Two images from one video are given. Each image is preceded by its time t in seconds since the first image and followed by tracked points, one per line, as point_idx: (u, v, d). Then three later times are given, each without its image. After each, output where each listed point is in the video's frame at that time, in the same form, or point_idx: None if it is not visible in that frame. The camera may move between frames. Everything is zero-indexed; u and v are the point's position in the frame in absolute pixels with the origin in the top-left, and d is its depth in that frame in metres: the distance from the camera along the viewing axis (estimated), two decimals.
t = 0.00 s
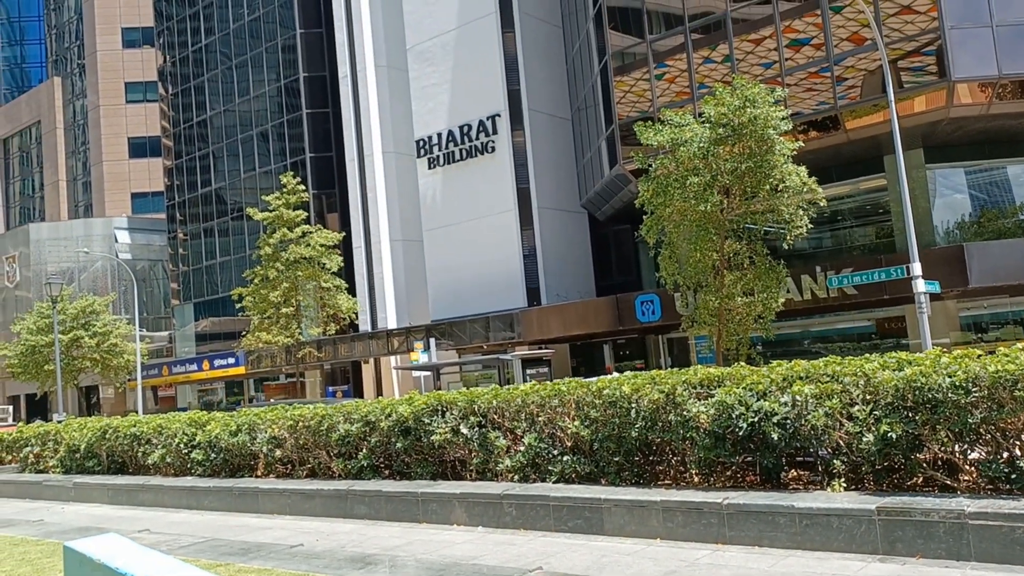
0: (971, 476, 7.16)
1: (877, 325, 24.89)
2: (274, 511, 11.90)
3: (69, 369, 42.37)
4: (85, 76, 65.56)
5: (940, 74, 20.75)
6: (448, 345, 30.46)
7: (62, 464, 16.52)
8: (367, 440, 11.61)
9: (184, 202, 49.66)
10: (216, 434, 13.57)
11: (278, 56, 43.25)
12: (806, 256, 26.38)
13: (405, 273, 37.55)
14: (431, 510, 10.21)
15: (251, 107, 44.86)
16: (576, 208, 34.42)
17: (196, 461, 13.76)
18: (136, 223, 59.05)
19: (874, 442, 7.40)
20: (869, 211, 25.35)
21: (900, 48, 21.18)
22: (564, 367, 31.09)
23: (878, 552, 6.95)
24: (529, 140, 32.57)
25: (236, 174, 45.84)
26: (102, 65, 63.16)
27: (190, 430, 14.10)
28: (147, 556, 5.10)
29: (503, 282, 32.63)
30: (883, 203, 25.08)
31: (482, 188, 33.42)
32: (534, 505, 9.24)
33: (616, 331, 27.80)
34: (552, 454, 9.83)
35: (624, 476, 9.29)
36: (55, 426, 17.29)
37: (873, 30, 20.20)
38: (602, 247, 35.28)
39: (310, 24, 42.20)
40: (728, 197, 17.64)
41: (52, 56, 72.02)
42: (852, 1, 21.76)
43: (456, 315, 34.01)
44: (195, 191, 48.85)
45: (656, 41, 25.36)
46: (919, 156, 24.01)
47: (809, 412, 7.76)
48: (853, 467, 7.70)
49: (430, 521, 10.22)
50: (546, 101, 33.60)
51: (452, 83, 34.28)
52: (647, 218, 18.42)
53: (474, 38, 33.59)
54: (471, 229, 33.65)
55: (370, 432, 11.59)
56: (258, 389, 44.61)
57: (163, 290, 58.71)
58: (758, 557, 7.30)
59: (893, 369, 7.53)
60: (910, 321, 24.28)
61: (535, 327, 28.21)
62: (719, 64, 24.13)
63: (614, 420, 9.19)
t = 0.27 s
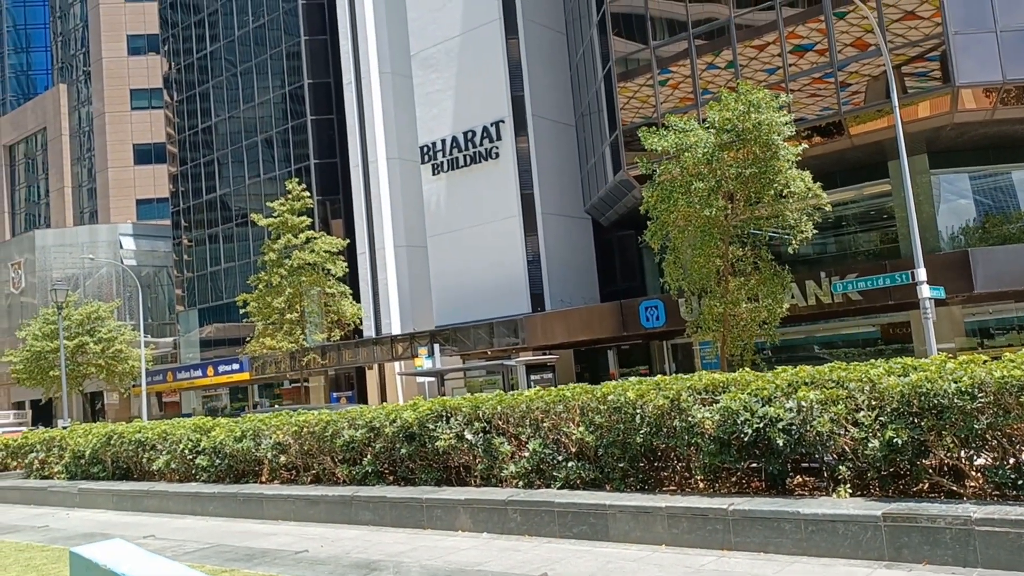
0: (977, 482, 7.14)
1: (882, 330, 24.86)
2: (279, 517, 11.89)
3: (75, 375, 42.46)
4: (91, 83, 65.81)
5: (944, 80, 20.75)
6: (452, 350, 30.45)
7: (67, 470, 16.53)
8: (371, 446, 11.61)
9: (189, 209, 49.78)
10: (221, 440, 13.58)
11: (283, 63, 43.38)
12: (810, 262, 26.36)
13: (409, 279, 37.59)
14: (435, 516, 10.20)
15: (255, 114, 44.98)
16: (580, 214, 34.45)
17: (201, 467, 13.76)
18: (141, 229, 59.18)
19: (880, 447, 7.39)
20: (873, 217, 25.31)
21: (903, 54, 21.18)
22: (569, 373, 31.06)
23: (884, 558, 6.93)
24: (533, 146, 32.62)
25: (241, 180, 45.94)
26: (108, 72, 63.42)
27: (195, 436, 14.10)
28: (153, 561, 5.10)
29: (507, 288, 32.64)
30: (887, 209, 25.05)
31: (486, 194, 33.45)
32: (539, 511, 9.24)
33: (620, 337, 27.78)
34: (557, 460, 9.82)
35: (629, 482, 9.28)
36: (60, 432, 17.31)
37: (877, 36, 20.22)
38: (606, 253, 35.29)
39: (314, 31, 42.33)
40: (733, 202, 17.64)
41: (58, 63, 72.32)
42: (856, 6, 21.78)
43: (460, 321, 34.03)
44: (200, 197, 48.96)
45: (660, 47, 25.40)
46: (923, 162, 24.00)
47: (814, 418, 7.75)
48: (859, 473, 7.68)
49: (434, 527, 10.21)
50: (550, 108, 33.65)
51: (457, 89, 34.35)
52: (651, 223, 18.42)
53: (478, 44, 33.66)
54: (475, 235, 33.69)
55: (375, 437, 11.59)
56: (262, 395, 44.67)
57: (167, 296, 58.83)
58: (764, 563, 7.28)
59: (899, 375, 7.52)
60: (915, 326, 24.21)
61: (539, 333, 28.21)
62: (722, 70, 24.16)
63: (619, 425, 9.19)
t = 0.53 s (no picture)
0: (983, 485, 7.12)
1: (887, 334, 24.87)
2: (284, 521, 11.91)
3: (80, 378, 42.60)
4: (96, 88, 66.05)
5: (948, 83, 20.73)
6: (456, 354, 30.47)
7: (72, 473, 16.57)
8: (376, 449, 11.62)
9: (193, 213, 49.91)
10: (226, 443, 13.60)
11: (287, 67, 43.49)
12: (814, 265, 26.34)
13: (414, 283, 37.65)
14: (440, 520, 10.20)
15: (260, 118, 45.11)
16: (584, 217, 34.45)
17: (206, 470, 13.78)
18: (146, 233, 59.35)
19: (885, 450, 7.38)
20: (878, 219, 25.27)
21: (908, 57, 21.17)
22: (573, 376, 31.00)
23: (890, 562, 6.92)
24: (537, 149, 32.66)
25: (245, 184, 46.06)
26: (113, 77, 63.66)
27: (199, 439, 14.13)
28: (158, 565, 5.10)
29: (511, 291, 32.67)
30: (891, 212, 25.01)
31: (490, 197, 33.49)
32: (543, 514, 9.23)
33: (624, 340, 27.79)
34: (561, 464, 9.82)
35: (634, 485, 9.27)
36: (65, 436, 17.36)
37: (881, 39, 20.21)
38: (610, 257, 35.30)
39: (318, 35, 42.44)
40: (737, 206, 17.63)
41: (63, 68, 72.57)
42: (860, 10, 21.79)
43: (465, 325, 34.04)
44: (204, 201, 49.09)
45: (664, 51, 25.42)
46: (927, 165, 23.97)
47: (819, 421, 7.75)
48: (864, 476, 7.68)
49: (438, 531, 10.21)
50: (553, 111, 33.68)
51: (461, 92, 34.38)
52: (655, 226, 18.43)
53: (482, 48, 33.70)
54: (478, 239, 33.71)
55: (379, 441, 11.59)
56: (266, 398, 44.78)
57: (172, 300, 59.35)
58: (769, 567, 7.27)
59: (904, 378, 7.50)
60: (920, 329, 24.24)
61: (544, 337, 28.21)
62: (726, 73, 24.16)
63: (623, 429, 9.18)
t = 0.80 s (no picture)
0: (984, 488, 7.11)
1: (887, 337, 24.82)
2: (284, 524, 11.90)
3: (80, 381, 42.61)
4: (97, 91, 66.13)
5: (948, 86, 20.75)
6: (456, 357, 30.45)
7: (72, 476, 16.57)
8: (376, 452, 11.61)
9: (194, 215, 49.94)
10: (226, 446, 13.59)
11: (288, 70, 43.54)
12: (815, 268, 26.36)
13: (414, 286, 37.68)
14: (440, 523, 10.19)
15: (260, 120, 45.18)
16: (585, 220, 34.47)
17: (206, 473, 13.77)
18: (146, 235, 59.39)
19: (885, 453, 7.37)
20: (878, 223, 25.27)
21: (908, 60, 21.20)
22: (573, 379, 31.10)
23: (890, 565, 6.91)
24: (538, 152, 32.68)
25: (246, 187, 46.10)
26: (114, 80, 63.75)
27: (199, 442, 14.13)
28: (157, 568, 5.08)
29: (512, 294, 32.67)
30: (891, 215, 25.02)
31: (490, 200, 33.50)
32: (543, 517, 9.23)
33: (624, 343, 27.78)
34: (561, 467, 9.82)
35: (634, 488, 9.26)
36: (65, 439, 17.35)
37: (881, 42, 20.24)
38: (611, 260, 35.33)
39: (319, 38, 42.49)
40: (737, 209, 17.64)
41: (64, 71, 72.67)
42: (860, 13, 21.81)
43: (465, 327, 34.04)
44: (205, 204, 49.12)
45: (664, 54, 25.45)
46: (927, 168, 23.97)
47: (819, 424, 7.75)
48: (864, 479, 7.67)
49: (439, 534, 10.21)
50: (554, 114, 33.70)
51: (461, 95, 34.42)
52: (656, 229, 18.44)
53: (482, 51, 33.74)
54: (479, 242, 33.72)
55: (379, 444, 11.59)
56: (266, 402, 44.76)
57: (173, 302, 58.92)
58: (769, 570, 7.27)
59: (904, 381, 7.49)
60: (920, 332, 24.24)
61: (544, 340, 28.21)
62: (726, 76, 24.18)
63: (623, 431, 9.18)
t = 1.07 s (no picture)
0: (950, 491, 7.20)
1: (857, 341, 25.07)
2: (254, 528, 11.77)
3: (47, 384, 41.92)
4: (66, 89, 65.23)
5: (918, 94, 21.07)
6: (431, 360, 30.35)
7: (36, 480, 16.28)
8: (348, 456, 11.53)
9: (165, 216, 49.34)
10: (195, 449, 13.42)
11: (262, 69, 43.22)
12: (786, 273, 26.56)
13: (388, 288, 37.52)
14: (412, 526, 10.14)
15: (233, 120, 44.79)
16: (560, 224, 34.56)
17: (175, 477, 13.60)
18: (116, 236, 58.61)
19: (854, 456, 7.44)
20: (848, 229, 25.58)
21: (879, 69, 21.50)
22: (548, 383, 31.44)
23: (859, 568, 6.97)
24: (513, 155, 32.70)
25: (218, 187, 45.67)
26: (84, 78, 62.91)
27: (168, 446, 13.95)
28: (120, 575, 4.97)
29: (487, 297, 32.65)
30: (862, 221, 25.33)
31: (466, 203, 33.46)
32: (516, 521, 9.21)
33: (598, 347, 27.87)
34: (535, 471, 9.82)
35: (606, 491, 9.27)
36: (30, 442, 17.05)
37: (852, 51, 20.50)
38: (586, 264, 35.47)
39: (294, 38, 42.24)
40: (710, 214, 17.78)
41: (32, 67, 71.55)
42: (832, 21, 22.06)
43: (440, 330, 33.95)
44: (176, 204, 48.58)
45: (640, 59, 25.59)
46: (897, 175, 24.33)
47: (789, 427, 7.82)
48: (833, 483, 7.74)
49: (411, 538, 10.15)
50: (530, 117, 33.76)
51: (437, 97, 34.37)
52: (631, 233, 18.53)
53: (458, 53, 33.73)
54: (454, 244, 33.66)
55: (352, 447, 11.51)
56: (237, 405, 44.33)
57: (142, 303, 57.93)
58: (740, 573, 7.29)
59: (873, 385, 7.57)
60: (889, 337, 24.42)
61: (519, 343, 28.23)
62: (700, 82, 24.37)
63: (596, 435, 9.19)
